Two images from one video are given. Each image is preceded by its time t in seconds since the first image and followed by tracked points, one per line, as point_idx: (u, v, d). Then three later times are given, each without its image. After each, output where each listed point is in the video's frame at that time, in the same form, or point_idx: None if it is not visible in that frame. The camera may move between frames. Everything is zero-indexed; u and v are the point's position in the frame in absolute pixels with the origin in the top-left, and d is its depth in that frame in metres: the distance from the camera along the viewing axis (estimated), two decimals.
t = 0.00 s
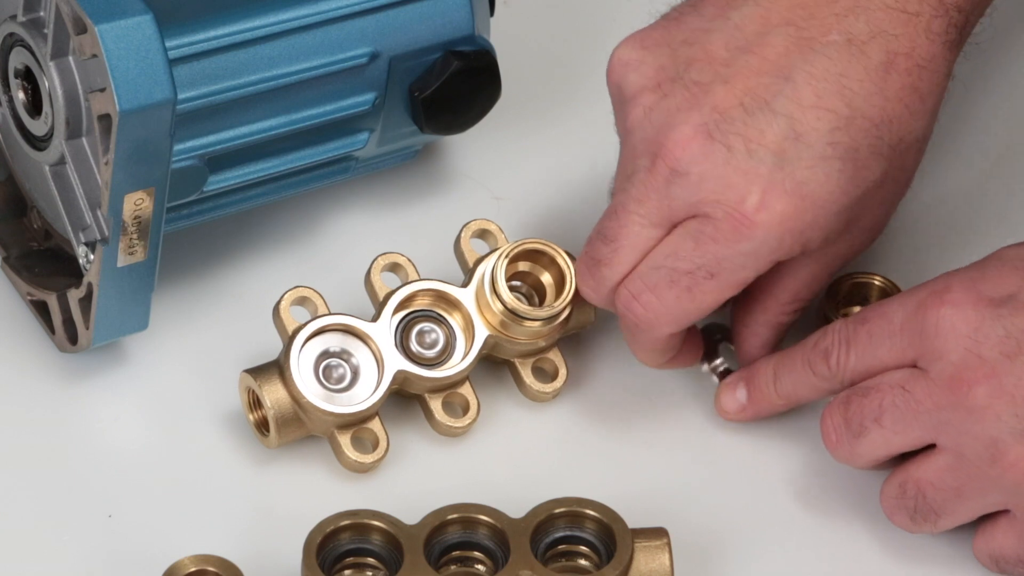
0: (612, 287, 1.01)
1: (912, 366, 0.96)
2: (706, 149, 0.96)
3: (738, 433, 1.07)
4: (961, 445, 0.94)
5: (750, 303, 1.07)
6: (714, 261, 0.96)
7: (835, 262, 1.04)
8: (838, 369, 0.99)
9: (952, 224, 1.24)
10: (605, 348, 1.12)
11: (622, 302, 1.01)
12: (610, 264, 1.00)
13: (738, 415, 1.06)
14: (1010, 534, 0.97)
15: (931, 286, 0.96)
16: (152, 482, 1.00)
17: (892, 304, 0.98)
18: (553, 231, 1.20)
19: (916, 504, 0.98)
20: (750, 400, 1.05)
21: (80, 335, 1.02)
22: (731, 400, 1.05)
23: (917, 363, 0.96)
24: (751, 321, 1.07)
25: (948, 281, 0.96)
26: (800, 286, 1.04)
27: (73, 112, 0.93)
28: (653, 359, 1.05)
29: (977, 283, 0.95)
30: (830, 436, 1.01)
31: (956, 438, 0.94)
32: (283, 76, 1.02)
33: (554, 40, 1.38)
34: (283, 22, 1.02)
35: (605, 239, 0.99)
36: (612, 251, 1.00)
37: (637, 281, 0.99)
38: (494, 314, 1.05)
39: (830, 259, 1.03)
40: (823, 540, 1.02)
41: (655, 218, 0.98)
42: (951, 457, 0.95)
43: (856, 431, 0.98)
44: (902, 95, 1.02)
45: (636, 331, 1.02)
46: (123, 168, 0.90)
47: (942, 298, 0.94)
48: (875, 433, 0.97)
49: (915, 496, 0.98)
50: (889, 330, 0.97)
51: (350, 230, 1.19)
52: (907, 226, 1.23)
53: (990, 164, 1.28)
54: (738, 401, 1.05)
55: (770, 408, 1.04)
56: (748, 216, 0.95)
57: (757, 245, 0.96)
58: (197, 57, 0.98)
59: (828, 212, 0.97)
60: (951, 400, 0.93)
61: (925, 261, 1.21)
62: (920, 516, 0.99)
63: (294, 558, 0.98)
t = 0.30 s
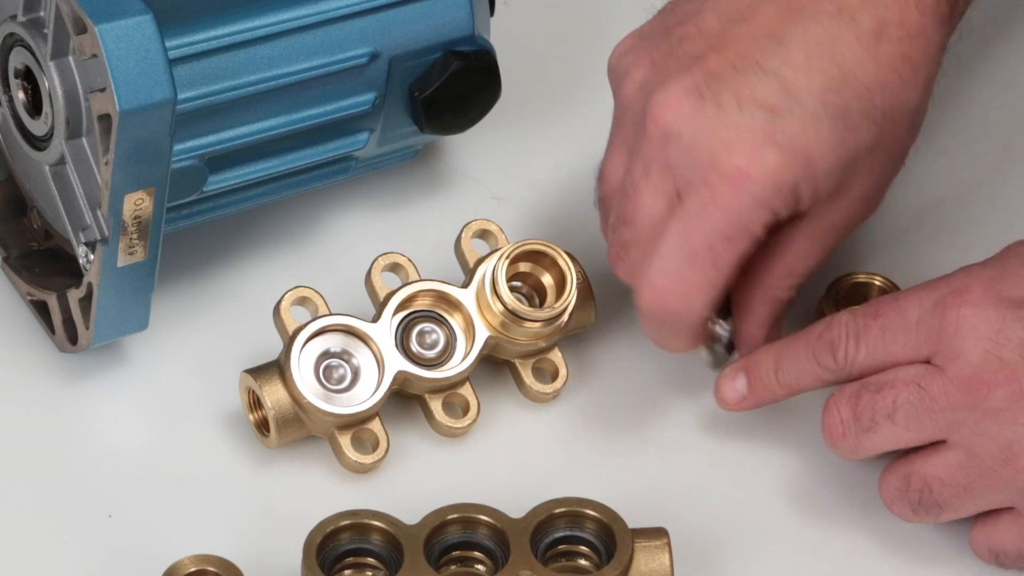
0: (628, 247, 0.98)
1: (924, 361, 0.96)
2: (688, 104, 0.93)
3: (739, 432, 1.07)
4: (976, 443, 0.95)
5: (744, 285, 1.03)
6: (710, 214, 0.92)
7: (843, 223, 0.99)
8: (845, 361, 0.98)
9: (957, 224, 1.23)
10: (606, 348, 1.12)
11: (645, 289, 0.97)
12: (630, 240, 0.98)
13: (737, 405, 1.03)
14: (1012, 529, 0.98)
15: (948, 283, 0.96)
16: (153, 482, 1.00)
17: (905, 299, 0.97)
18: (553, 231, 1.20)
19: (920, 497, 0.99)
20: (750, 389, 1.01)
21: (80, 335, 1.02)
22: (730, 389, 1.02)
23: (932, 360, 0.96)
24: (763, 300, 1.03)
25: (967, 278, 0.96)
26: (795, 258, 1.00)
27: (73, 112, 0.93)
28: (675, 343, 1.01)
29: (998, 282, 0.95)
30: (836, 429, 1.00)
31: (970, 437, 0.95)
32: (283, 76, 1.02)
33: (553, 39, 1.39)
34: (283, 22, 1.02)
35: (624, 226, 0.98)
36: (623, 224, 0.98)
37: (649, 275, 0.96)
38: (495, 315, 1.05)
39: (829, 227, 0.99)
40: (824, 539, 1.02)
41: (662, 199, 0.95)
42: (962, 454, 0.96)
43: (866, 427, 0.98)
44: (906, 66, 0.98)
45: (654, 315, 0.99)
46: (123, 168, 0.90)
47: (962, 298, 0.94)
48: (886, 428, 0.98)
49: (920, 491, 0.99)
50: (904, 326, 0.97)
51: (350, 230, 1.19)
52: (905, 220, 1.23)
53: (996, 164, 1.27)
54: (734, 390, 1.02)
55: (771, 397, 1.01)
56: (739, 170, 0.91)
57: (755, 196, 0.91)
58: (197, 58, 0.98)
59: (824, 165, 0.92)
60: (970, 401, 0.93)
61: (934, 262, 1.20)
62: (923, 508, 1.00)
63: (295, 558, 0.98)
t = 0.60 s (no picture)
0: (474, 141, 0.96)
1: (839, 287, 0.91)
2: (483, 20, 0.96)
3: (740, 433, 1.07)
4: (870, 375, 0.92)
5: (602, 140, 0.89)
6: (525, 32, 0.89)
7: (716, 59, 0.91)
8: (748, 273, 0.91)
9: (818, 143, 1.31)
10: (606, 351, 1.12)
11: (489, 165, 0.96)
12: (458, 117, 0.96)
13: (619, 286, 0.96)
14: (887, 450, 0.98)
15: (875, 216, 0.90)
16: (152, 482, 1.00)
17: (824, 223, 0.90)
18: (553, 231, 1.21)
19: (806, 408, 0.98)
20: (632, 273, 0.95)
21: (80, 335, 1.02)
22: (608, 271, 0.96)
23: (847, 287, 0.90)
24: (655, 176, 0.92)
25: (896, 215, 0.90)
26: (652, 91, 0.88)
27: (73, 112, 0.93)
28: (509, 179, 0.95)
29: (924, 226, 0.89)
30: (734, 333, 0.95)
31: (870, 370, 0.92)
32: (283, 76, 1.02)
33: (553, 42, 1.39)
34: (282, 22, 1.01)
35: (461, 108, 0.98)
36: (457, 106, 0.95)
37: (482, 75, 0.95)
38: (494, 315, 1.05)
39: (680, 48, 0.89)
40: (825, 541, 1.02)
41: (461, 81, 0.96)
42: (856, 380, 0.93)
43: (768, 335, 0.94)
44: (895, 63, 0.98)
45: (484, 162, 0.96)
46: (122, 168, 0.90)
47: (885, 236, 0.89)
48: (788, 342, 0.93)
49: (805, 403, 0.97)
50: (821, 251, 0.89)
51: (348, 230, 1.19)
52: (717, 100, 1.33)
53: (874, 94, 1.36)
54: (617, 194, 0.89)
55: (653, 283, 0.95)
56: None
57: None
58: (197, 58, 0.97)
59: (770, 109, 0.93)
60: (875, 340, 0.89)
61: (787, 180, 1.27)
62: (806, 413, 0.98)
63: (295, 558, 0.97)
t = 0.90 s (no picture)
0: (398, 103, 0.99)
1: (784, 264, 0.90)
2: None
3: (739, 432, 1.08)
4: (821, 349, 0.92)
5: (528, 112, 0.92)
6: (468, 32, 0.90)
7: (650, 43, 0.91)
8: (692, 259, 0.90)
9: (760, 115, 1.34)
10: (605, 352, 1.12)
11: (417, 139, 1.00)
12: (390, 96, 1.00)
13: (560, 284, 0.93)
14: (839, 424, 0.98)
15: (818, 190, 0.89)
16: (151, 481, 1.00)
17: (767, 201, 0.89)
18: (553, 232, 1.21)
19: (757, 383, 0.98)
20: (575, 271, 0.92)
21: (80, 335, 1.02)
22: (552, 269, 0.92)
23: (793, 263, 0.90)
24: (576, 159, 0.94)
25: (837, 189, 0.89)
26: (583, 71, 0.90)
27: (73, 112, 0.93)
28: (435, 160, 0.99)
29: (867, 197, 0.89)
30: (682, 318, 0.94)
31: (820, 344, 0.92)
32: (282, 76, 1.02)
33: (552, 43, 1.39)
34: (283, 22, 1.01)
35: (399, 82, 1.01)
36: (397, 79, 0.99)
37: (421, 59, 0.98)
38: (494, 315, 1.05)
39: (615, 31, 0.90)
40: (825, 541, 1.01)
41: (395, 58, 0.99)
42: (807, 354, 0.94)
43: (718, 319, 0.93)
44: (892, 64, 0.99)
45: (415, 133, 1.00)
46: (122, 168, 0.90)
47: (831, 211, 0.88)
48: (735, 324, 0.93)
49: (757, 378, 0.97)
50: (765, 232, 0.88)
51: (346, 230, 1.19)
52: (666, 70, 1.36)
53: (827, 78, 1.39)
54: (534, 167, 0.92)
55: (596, 279, 0.93)
56: None
57: None
58: (197, 58, 0.97)
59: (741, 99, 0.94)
60: (826, 316, 0.89)
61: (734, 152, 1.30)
62: (757, 389, 0.99)
63: (294, 558, 0.97)
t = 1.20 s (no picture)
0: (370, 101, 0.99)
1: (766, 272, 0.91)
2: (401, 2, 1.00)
3: (739, 433, 1.08)
4: (806, 356, 0.93)
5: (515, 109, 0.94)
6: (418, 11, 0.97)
7: (623, 35, 0.92)
8: (675, 264, 0.91)
9: (744, 112, 1.34)
10: (603, 352, 1.12)
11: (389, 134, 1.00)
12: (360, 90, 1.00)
13: (541, 286, 0.94)
14: (829, 432, 0.98)
15: (799, 196, 0.90)
16: (151, 481, 1.00)
17: (749, 208, 0.90)
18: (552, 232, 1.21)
19: (746, 393, 0.99)
20: (558, 272, 0.93)
21: (80, 335, 1.02)
22: (535, 271, 0.93)
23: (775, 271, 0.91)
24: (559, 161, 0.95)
25: (818, 197, 0.90)
26: (563, 65, 0.91)
27: (73, 112, 0.93)
28: (406, 151, 1.00)
29: (848, 206, 0.90)
30: (668, 327, 0.95)
31: (804, 351, 0.93)
32: (283, 76, 1.02)
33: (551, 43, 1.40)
34: (283, 22, 1.01)
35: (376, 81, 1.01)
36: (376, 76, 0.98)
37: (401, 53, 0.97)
38: (494, 315, 1.05)
39: (589, 23, 0.91)
40: (826, 541, 1.01)
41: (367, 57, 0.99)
42: (792, 362, 0.94)
43: (702, 329, 0.94)
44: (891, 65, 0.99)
45: (385, 125, 0.99)
46: (122, 169, 0.90)
47: (812, 219, 0.89)
48: (720, 332, 0.94)
49: (747, 386, 0.98)
50: (747, 239, 0.90)
51: (345, 231, 1.19)
52: (650, 67, 1.37)
53: (825, 77, 1.39)
54: (517, 165, 0.94)
55: (578, 283, 0.94)
56: None
57: None
58: (198, 58, 0.97)
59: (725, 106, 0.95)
60: (809, 324, 0.90)
61: (720, 151, 1.30)
62: (748, 400, 0.99)
63: (295, 558, 0.97)
